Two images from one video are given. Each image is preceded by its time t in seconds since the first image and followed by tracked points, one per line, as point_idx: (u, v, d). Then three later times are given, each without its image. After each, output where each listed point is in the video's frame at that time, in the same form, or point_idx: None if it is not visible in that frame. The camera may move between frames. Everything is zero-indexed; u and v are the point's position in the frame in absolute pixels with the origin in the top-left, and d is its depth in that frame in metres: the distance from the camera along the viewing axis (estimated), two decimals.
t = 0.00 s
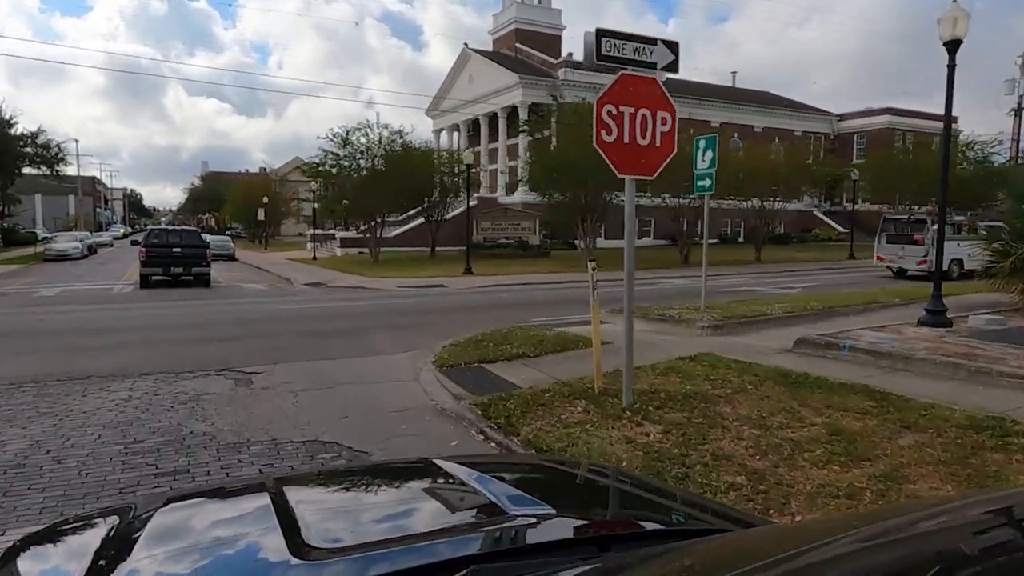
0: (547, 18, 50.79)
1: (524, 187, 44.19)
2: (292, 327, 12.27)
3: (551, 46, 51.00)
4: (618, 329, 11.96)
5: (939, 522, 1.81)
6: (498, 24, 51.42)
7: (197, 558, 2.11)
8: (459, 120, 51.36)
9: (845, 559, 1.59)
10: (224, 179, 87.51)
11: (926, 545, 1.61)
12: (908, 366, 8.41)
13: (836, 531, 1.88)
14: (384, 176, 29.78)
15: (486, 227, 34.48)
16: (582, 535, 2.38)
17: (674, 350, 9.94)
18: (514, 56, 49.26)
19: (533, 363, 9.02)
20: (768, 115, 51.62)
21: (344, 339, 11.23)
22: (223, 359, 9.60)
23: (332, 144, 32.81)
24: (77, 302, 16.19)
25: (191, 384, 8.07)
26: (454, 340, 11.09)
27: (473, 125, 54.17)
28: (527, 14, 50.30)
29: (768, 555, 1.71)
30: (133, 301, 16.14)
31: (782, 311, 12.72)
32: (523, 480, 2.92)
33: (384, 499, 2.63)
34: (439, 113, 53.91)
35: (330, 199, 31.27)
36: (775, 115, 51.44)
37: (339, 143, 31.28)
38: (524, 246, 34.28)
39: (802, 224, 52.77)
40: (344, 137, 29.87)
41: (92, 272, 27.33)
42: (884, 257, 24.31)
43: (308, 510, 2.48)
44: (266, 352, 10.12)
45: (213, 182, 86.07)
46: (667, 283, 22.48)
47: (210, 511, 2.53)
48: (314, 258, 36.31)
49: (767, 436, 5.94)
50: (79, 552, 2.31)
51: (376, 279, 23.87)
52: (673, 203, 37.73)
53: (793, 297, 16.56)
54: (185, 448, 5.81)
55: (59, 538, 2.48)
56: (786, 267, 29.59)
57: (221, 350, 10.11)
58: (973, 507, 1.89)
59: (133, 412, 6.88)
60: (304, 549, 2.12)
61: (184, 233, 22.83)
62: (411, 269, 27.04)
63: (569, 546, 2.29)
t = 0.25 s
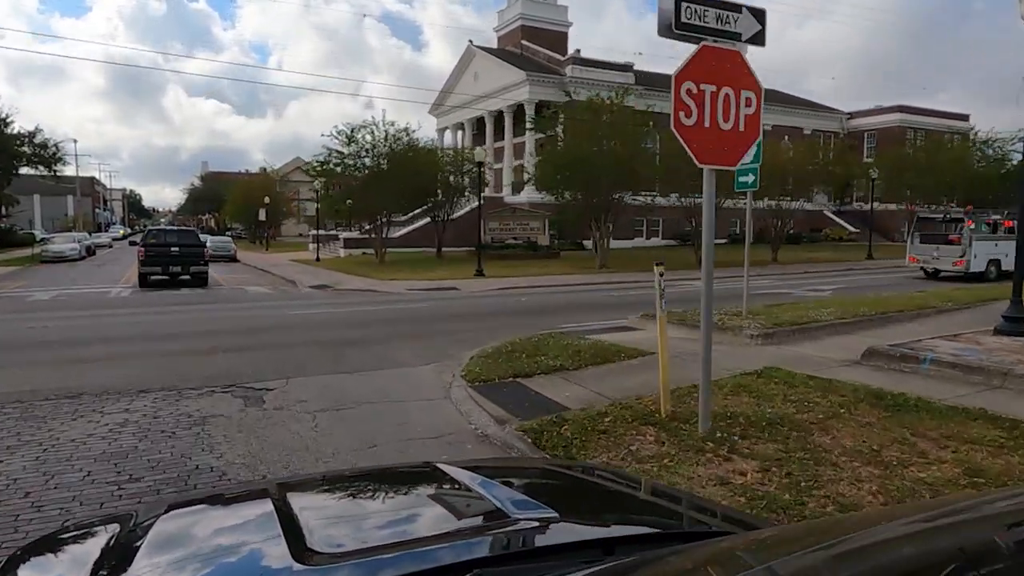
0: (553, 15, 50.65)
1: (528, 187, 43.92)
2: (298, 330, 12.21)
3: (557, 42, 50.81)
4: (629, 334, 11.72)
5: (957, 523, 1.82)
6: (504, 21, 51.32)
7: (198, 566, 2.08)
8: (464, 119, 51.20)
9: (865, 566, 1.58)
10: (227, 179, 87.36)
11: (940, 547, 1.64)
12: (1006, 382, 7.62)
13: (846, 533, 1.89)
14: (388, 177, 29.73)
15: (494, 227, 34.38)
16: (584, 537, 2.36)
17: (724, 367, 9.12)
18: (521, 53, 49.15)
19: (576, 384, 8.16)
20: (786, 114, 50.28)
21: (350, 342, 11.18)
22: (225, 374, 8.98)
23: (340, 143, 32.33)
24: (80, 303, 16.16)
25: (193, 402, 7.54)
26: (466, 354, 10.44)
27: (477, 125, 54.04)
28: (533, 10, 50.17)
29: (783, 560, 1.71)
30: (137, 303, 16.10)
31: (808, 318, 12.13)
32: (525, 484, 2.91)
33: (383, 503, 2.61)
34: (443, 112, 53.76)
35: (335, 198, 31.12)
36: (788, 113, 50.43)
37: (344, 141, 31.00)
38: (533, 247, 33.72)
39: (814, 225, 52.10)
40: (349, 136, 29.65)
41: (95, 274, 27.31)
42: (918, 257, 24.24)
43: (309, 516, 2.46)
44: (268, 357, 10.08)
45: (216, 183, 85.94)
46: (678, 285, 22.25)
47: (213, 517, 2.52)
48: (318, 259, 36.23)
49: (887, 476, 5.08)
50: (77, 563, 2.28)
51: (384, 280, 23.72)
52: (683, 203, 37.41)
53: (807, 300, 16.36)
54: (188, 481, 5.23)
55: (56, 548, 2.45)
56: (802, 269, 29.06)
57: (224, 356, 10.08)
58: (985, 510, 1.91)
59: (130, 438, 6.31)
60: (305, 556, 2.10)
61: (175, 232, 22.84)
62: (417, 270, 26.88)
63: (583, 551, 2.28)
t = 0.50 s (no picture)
0: (559, 12, 50.83)
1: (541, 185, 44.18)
2: (298, 323, 12.46)
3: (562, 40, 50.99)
4: (633, 329, 11.87)
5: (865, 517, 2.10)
6: (509, 18, 51.32)
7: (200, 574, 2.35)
8: (467, 117, 51.20)
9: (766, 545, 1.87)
10: (229, 178, 87.37)
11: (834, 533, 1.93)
12: None
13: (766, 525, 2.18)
14: (390, 177, 29.59)
15: (501, 228, 33.82)
16: (577, 540, 2.65)
17: (744, 355, 8.82)
18: (526, 51, 49.13)
19: (595, 368, 7.84)
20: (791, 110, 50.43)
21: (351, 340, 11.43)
22: (226, 358, 9.11)
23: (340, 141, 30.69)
24: (85, 302, 16.41)
25: (198, 384, 7.66)
26: (473, 345, 10.33)
27: (481, 123, 54.23)
28: (538, 7, 50.12)
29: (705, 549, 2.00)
30: (141, 302, 16.34)
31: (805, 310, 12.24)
32: (525, 490, 3.23)
33: (391, 511, 2.91)
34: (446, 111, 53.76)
35: (339, 196, 31.12)
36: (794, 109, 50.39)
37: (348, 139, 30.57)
38: (541, 247, 33.59)
39: (825, 225, 51.22)
40: (352, 134, 29.61)
41: (99, 275, 27.53)
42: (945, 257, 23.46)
43: (313, 522, 2.76)
44: (266, 342, 10.36)
45: (217, 182, 85.93)
46: (683, 283, 22.31)
47: (213, 526, 2.81)
48: (321, 259, 36.46)
49: (934, 455, 4.91)
50: (80, 569, 2.59)
51: (390, 281, 23.76)
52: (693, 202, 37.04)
53: (811, 300, 16.46)
54: (196, 454, 5.35)
55: (60, 555, 2.75)
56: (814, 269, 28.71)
57: (223, 340, 10.39)
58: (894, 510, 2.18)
59: (136, 415, 6.40)
60: (309, 560, 2.39)
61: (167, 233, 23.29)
62: (422, 271, 26.99)
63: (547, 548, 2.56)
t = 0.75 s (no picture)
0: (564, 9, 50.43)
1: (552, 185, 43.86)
2: (303, 327, 11.96)
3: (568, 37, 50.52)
4: (667, 337, 11.37)
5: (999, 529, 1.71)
6: (515, 15, 50.88)
7: None
8: (472, 116, 50.65)
9: None
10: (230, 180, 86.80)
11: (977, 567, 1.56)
12: None
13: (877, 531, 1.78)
14: (395, 176, 28.92)
15: (509, 229, 32.89)
16: (580, 542, 2.11)
17: (805, 371, 8.22)
18: (532, 49, 48.64)
19: (651, 389, 7.27)
20: (800, 108, 50.08)
21: (356, 340, 10.90)
22: (232, 371, 8.51)
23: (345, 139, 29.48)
24: (82, 305, 15.91)
25: (202, 401, 7.11)
26: (504, 356, 9.83)
27: (485, 123, 53.78)
28: (544, 4, 49.65)
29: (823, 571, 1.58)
30: (140, 304, 15.84)
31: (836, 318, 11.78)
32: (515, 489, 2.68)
33: (386, 510, 2.38)
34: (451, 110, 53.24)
35: (343, 196, 30.57)
36: (802, 109, 50.00)
37: (352, 137, 29.91)
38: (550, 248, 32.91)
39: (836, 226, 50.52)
40: (358, 132, 29.00)
41: (98, 277, 27.00)
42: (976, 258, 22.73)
43: (315, 524, 2.22)
44: (274, 350, 9.85)
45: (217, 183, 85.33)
46: (698, 284, 21.76)
47: (218, 526, 2.28)
48: (324, 262, 35.95)
49: None
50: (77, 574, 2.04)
51: (397, 282, 23.18)
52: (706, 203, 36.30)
53: (835, 302, 15.93)
54: (202, 490, 4.77)
55: (55, 561, 2.19)
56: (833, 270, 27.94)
57: (228, 350, 9.88)
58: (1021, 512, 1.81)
59: (132, 443, 5.82)
60: (307, 564, 1.88)
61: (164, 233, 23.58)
62: (430, 273, 26.39)
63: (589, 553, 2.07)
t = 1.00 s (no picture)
0: (567, 9, 50.69)
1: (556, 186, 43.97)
2: (307, 332, 12.13)
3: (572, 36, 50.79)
4: (697, 343, 11.14)
5: (922, 525, 1.92)
6: (519, 15, 51.14)
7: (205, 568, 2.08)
8: (475, 116, 50.83)
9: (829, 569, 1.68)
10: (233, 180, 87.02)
11: (898, 550, 1.76)
12: None
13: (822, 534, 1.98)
14: (400, 177, 29.01)
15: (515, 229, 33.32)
16: (585, 534, 2.40)
17: (846, 380, 7.97)
18: (536, 48, 48.88)
19: (687, 401, 7.05)
20: (803, 107, 50.23)
21: (360, 342, 11.15)
22: (242, 376, 8.54)
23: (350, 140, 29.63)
24: (87, 309, 16.13)
25: (208, 418, 6.85)
26: (525, 364, 9.62)
27: (488, 122, 53.89)
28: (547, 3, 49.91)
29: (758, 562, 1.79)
30: (144, 309, 16.04)
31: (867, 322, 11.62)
32: (523, 482, 2.97)
33: (391, 501, 2.67)
34: (454, 111, 53.44)
35: (346, 198, 30.76)
36: (806, 107, 50.09)
37: (356, 137, 29.69)
38: (558, 250, 32.86)
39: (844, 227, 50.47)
40: (361, 133, 29.07)
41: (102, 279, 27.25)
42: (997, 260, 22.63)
43: (316, 515, 2.49)
44: (284, 353, 9.99)
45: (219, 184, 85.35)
46: (707, 288, 21.82)
47: (219, 518, 2.55)
48: (329, 264, 36.11)
49: None
50: (83, 565, 2.28)
51: (402, 285, 23.38)
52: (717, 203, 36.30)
53: (846, 306, 15.97)
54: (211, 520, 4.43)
55: (60, 552, 2.43)
56: (842, 271, 27.99)
57: (237, 351, 10.03)
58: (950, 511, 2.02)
59: (137, 452, 5.88)
60: (314, 554, 2.13)
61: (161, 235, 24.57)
62: (437, 276, 26.44)
63: (563, 551, 2.26)
